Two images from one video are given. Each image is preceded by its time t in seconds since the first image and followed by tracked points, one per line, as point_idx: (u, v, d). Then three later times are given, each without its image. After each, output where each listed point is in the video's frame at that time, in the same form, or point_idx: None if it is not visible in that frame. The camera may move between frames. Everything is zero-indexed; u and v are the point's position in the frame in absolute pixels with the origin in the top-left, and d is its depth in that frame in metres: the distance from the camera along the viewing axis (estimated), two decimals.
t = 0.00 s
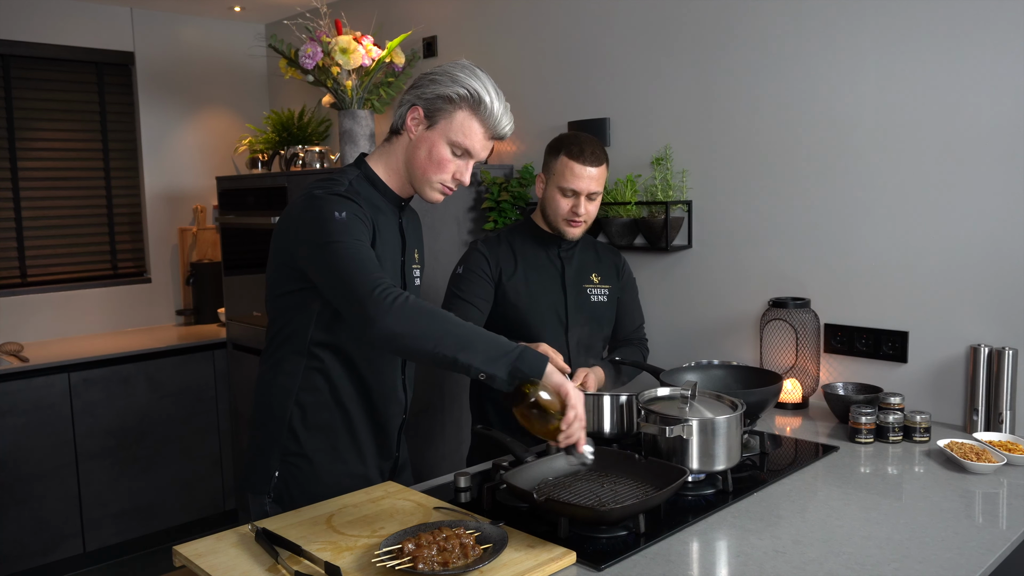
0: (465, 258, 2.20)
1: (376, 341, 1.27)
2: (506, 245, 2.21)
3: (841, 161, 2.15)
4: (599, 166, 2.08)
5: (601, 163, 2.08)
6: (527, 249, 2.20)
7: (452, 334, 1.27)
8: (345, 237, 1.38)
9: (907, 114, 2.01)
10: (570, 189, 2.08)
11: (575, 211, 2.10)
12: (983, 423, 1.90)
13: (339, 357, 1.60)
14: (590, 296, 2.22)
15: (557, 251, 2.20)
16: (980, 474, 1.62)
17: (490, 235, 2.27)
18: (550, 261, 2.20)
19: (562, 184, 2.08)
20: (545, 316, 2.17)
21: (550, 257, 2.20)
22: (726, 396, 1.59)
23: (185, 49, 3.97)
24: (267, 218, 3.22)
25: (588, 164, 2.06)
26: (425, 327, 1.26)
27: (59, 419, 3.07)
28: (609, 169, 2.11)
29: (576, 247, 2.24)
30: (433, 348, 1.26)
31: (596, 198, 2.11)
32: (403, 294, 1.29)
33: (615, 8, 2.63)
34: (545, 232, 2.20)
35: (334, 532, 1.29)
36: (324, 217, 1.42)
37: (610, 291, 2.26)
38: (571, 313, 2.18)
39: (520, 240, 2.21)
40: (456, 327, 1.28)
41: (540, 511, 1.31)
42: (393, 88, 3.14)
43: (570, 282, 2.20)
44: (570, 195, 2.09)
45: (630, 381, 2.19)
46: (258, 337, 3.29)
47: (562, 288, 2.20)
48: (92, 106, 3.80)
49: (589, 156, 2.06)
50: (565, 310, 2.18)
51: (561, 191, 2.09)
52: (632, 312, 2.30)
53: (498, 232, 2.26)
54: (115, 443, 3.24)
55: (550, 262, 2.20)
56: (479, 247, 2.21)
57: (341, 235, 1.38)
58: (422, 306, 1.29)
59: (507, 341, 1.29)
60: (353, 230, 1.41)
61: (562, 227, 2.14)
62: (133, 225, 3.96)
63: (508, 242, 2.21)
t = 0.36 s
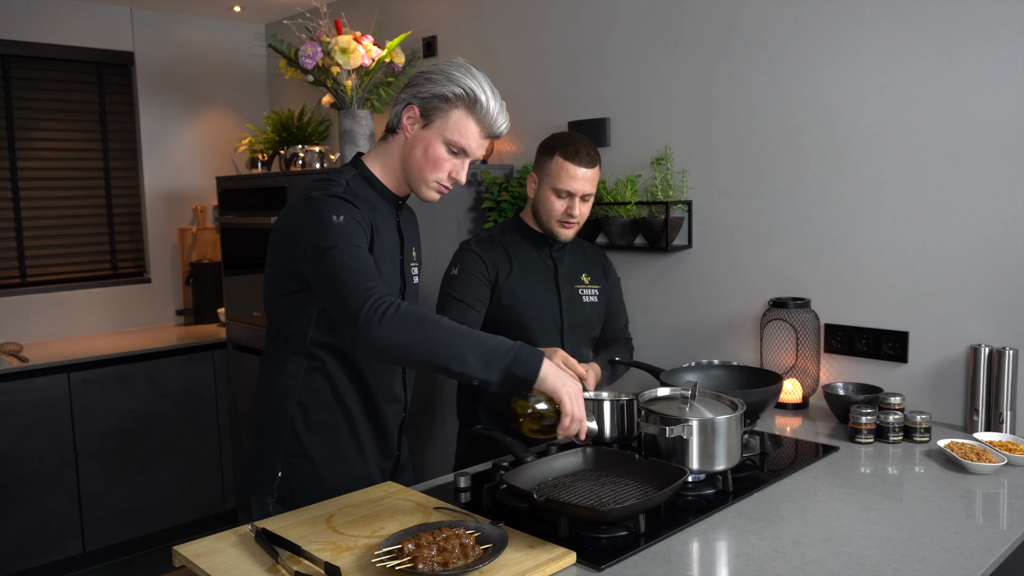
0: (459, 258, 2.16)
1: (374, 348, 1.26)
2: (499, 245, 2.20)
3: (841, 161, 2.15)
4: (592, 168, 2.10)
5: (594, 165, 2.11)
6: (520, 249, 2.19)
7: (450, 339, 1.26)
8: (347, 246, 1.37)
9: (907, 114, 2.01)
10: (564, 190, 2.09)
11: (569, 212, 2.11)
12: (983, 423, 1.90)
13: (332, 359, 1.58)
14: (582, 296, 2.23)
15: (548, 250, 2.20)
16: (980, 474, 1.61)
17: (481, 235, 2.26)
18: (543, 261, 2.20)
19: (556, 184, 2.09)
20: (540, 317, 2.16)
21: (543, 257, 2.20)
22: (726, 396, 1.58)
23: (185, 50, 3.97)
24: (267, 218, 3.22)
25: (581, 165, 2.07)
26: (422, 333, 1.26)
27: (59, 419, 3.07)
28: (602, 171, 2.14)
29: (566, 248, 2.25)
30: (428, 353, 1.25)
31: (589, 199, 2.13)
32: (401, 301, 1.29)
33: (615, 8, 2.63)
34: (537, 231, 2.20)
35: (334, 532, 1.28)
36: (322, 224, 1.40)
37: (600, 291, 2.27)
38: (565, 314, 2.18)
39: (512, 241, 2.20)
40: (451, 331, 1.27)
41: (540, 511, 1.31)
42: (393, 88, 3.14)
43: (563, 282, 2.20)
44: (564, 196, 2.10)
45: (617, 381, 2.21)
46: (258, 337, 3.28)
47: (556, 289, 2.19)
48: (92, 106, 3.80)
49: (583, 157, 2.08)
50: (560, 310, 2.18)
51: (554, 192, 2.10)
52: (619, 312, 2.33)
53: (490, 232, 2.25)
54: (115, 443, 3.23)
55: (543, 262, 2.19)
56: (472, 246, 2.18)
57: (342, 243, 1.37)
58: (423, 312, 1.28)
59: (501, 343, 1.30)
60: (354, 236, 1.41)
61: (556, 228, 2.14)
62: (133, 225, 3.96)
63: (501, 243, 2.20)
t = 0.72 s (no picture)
0: (446, 266, 2.13)
1: (331, 376, 1.31)
2: (486, 250, 2.17)
3: (841, 161, 2.15)
4: (574, 161, 2.12)
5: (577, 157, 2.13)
6: (507, 252, 2.18)
7: (398, 360, 1.27)
8: (312, 267, 1.38)
9: (907, 114, 2.01)
10: (544, 181, 2.10)
11: (549, 204, 2.11)
12: (983, 423, 1.90)
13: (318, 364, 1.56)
14: (570, 297, 2.23)
15: (535, 251, 2.20)
16: (980, 474, 1.62)
17: (465, 239, 2.22)
18: (531, 263, 2.19)
19: (537, 176, 2.10)
20: (533, 323, 2.15)
21: (530, 259, 2.19)
22: (726, 396, 1.59)
23: (185, 49, 3.97)
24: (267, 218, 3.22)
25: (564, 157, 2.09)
26: (368, 360, 1.27)
27: (59, 419, 3.07)
28: (583, 164, 2.15)
29: (552, 249, 2.25)
30: (380, 376, 1.27)
31: (571, 192, 2.14)
32: (357, 329, 1.31)
33: (615, 8, 2.63)
34: (521, 232, 2.19)
35: (334, 532, 1.28)
36: (293, 241, 1.41)
37: (586, 291, 2.28)
38: (556, 317, 2.19)
39: (499, 244, 2.18)
40: (397, 353, 1.27)
41: (540, 511, 1.31)
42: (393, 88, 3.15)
43: (551, 283, 2.20)
44: (544, 188, 2.11)
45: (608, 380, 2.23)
46: (258, 337, 3.29)
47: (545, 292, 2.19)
48: (92, 106, 3.80)
49: (564, 149, 2.10)
50: (550, 314, 2.18)
51: (536, 183, 2.11)
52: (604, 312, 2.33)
53: (474, 236, 2.21)
54: (115, 443, 3.24)
55: (530, 265, 2.19)
56: (458, 252, 2.14)
57: (308, 266, 1.38)
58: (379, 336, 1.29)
59: (450, 353, 1.28)
60: (325, 250, 1.41)
61: (539, 223, 2.14)
62: (133, 225, 3.96)
63: (487, 248, 2.17)
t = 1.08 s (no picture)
0: (437, 272, 2.03)
1: (336, 339, 1.25)
2: (474, 255, 2.12)
3: (840, 161, 2.15)
4: (541, 145, 2.13)
5: (545, 143, 2.13)
6: (497, 256, 2.12)
7: (394, 313, 1.24)
8: (292, 250, 1.38)
9: (907, 114, 2.01)
10: (513, 168, 2.11)
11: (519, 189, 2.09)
12: (983, 423, 1.90)
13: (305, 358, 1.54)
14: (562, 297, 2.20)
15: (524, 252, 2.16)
16: (980, 474, 1.62)
17: (451, 245, 2.15)
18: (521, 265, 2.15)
19: (505, 164, 2.11)
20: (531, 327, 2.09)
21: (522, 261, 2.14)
22: (726, 396, 1.59)
23: (185, 49, 3.97)
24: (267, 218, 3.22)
25: (532, 143, 2.11)
26: (365, 317, 1.24)
27: (59, 419, 3.07)
28: (554, 151, 2.16)
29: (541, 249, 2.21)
30: (378, 334, 1.24)
31: (542, 177, 2.12)
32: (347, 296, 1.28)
33: (615, 8, 2.63)
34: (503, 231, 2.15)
35: (334, 532, 1.29)
36: (271, 230, 1.42)
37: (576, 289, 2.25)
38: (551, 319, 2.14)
39: (487, 248, 2.13)
40: (391, 303, 1.25)
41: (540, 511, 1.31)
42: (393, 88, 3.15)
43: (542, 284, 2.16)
44: (513, 175, 2.11)
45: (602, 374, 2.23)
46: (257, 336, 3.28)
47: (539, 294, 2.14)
48: (92, 106, 3.80)
49: (530, 134, 2.12)
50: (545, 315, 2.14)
51: (504, 172, 2.11)
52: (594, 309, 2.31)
53: (462, 241, 2.15)
54: (115, 443, 3.24)
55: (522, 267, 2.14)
56: (448, 258, 2.07)
57: (287, 249, 1.38)
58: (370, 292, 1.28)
59: (441, 290, 1.26)
60: (305, 234, 1.42)
61: (515, 212, 2.11)
62: (133, 225, 3.96)
63: (476, 253, 2.12)
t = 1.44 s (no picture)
0: (427, 281, 2.02)
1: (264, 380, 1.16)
2: (465, 258, 2.06)
3: (841, 161, 2.15)
4: (533, 150, 2.08)
5: (537, 147, 2.09)
6: (488, 257, 2.08)
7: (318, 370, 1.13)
8: (247, 270, 1.30)
9: (907, 115, 2.01)
10: (505, 174, 2.07)
11: (512, 196, 2.06)
12: (983, 423, 1.90)
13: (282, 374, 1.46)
14: (555, 295, 2.15)
15: (514, 252, 2.12)
16: (980, 474, 1.61)
17: (441, 249, 2.11)
18: (512, 265, 2.10)
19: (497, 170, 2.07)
20: (523, 329, 2.06)
21: (511, 262, 2.10)
22: (725, 396, 1.58)
23: (185, 49, 3.97)
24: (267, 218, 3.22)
25: (523, 148, 2.06)
26: (278, 366, 1.15)
27: (59, 419, 3.07)
28: (546, 155, 2.12)
29: (531, 247, 2.17)
30: (293, 387, 1.14)
31: (534, 183, 2.09)
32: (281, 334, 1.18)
33: (616, 8, 2.63)
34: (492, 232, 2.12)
35: (334, 532, 1.28)
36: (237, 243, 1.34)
37: (569, 287, 2.21)
38: (545, 317, 2.10)
39: (477, 249, 2.09)
40: (308, 362, 1.13)
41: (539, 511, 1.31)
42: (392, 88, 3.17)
43: (535, 283, 2.11)
44: (505, 180, 2.07)
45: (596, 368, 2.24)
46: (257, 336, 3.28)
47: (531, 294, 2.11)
48: (91, 106, 3.80)
49: (522, 139, 2.07)
50: (538, 314, 2.09)
51: (495, 177, 2.08)
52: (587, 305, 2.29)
53: (451, 245, 2.11)
54: (115, 443, 3.23)
55: (512, 267, 2.10)
56: (438, 264, 2.04)
57: (241, 270, 1.30)
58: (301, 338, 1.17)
59: (358, 364, 1.11)
60: (269, 251, 1.34)
61: (509, 216, 2.08)
62: (133, 225, 3.96)
63: (466, 256, 2.07)
